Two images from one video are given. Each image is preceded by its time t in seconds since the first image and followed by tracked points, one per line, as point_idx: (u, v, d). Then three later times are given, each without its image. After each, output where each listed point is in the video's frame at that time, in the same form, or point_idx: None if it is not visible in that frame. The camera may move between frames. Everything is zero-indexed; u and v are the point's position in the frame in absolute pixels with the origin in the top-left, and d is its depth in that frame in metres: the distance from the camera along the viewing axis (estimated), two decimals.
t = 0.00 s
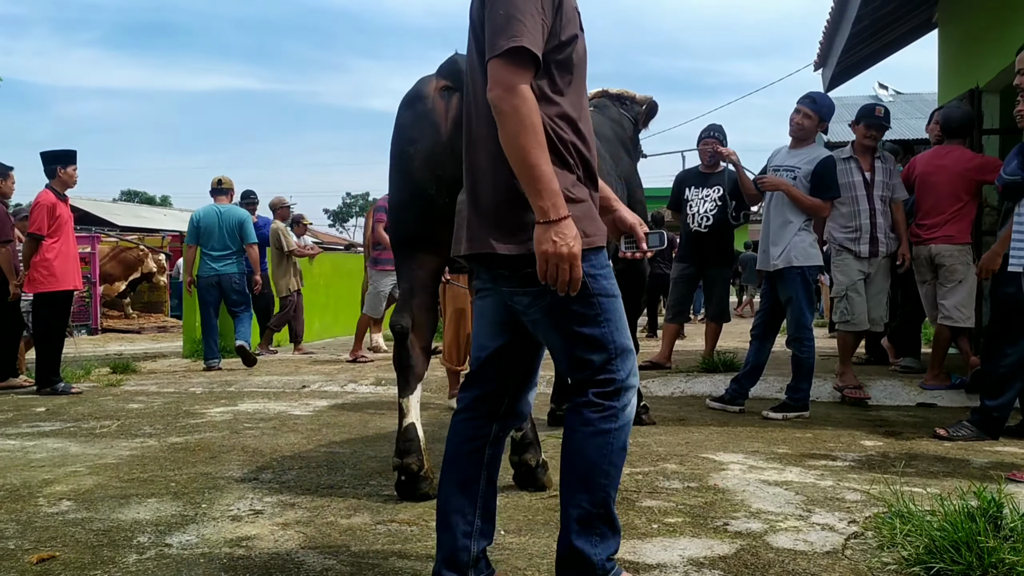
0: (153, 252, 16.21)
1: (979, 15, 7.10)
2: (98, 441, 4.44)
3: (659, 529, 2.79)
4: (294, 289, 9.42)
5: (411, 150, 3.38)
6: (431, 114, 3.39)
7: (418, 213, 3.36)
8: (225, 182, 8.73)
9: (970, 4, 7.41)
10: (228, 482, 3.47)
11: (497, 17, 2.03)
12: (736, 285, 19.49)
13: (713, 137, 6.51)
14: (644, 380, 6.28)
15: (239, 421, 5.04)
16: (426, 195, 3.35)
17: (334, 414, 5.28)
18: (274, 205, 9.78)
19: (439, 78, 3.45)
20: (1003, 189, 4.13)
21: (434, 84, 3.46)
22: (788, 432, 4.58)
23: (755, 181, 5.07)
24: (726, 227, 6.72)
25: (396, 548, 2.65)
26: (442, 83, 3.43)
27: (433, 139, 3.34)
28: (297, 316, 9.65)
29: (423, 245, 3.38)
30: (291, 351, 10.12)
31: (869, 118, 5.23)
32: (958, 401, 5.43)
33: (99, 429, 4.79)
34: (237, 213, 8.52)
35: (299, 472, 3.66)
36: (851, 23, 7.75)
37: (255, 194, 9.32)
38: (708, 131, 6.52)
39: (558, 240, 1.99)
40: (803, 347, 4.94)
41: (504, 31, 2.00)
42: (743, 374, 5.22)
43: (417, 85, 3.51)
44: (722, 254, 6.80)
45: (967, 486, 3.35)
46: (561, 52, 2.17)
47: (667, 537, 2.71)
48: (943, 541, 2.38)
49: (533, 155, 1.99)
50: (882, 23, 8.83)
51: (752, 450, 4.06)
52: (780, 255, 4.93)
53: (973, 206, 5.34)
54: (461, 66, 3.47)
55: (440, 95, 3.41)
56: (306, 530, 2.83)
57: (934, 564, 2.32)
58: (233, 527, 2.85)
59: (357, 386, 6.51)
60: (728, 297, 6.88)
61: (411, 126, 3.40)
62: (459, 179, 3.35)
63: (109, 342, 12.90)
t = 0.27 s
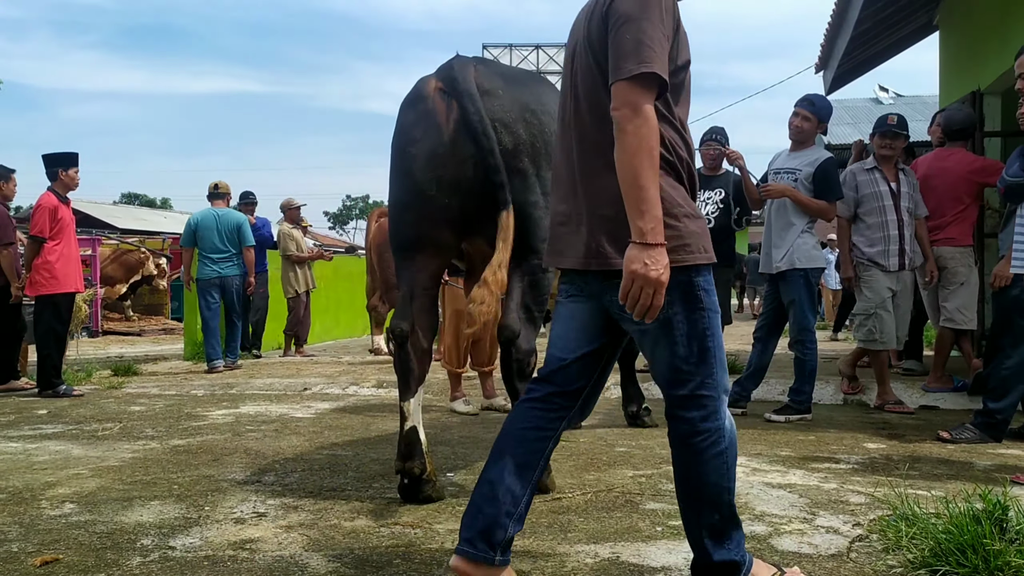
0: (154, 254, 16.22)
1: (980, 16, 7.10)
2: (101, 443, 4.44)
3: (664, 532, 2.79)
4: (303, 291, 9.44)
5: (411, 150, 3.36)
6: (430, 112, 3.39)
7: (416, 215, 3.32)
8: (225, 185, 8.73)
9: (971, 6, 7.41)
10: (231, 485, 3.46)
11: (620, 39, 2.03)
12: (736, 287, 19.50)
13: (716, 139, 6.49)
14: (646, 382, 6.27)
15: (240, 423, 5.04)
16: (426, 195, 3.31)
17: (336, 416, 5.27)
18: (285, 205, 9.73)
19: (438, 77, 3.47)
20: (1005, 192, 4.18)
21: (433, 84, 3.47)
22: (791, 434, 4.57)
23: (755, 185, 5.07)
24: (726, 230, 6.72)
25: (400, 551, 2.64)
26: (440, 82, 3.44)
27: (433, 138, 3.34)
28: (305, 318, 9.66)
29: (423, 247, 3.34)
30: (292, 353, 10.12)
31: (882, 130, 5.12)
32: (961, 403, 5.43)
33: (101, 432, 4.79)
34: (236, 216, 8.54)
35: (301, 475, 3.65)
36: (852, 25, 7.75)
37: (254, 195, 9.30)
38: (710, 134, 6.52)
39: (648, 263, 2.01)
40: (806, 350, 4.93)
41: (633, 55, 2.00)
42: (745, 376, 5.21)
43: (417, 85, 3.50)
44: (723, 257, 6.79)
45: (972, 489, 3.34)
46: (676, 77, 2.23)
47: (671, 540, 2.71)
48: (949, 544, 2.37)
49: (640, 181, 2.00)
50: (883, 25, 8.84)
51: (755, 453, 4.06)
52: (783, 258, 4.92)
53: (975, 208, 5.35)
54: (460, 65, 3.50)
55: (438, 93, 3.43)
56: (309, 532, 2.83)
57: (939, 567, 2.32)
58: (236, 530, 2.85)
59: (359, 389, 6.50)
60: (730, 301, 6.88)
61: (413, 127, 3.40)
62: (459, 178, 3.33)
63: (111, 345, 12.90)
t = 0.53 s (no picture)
0: (154, 255, 16.21)
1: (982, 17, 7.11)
2: (101, 444, 4.43)
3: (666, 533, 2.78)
4: (304, 291, 9.44)
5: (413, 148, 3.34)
6: (432, 110, 3.36)
7: (419, 213, 3.31)
8: (228, 189, 8.80)
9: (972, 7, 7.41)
10: (232, 486, 3.45)
11: (771, 36, 2.16)
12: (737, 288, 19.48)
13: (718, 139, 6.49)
14: (647, 383, 6.27)
15: (241, 423, 5.03)
16: (428, 195, 3.29)
17: (337, 416, 5.26)
18: (286, 205, 9.71)
19: (440, 74, 3.42)
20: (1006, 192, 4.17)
21: (435, 81, 3.43)
22: (793, 435, 4.57)
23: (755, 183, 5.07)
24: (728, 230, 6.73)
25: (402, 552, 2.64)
26: (443, 79, 3.39)
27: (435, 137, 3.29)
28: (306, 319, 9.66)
29: (425, 245, 3.33)
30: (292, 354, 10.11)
31: (904, 125, 4.91)
32: (963, 404, 5.43)
33: (102, 432, 4.78)
34: (240, 221, 8.62)
35: (302, 476, 3.65)
36: (854, 26, 7.75)
37: (259, 194, 9.29)
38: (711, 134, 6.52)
39: (858, 246, 2.17)
40: (807, 350, 4.93)
41: (789, 48, 2.13)
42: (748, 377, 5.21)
43: (418, 84, 3.49)
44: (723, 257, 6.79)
45: (974, 489, 3.33)
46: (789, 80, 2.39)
47: (674, 541, 2.70)
48: (952, 545, 2.37)
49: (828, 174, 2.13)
50: (885, 25, 8.84)
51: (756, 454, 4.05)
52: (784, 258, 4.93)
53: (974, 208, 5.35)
54: (463, 64, 3.44)
55: (440, 90, 3.37)
56: (311, 533, 2.82)
57: (943, 568, 2.31)
58: (238, 531, 2.84)
59: (360, 389, 6.50)
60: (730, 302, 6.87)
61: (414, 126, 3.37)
62: (462, 177, 3.29)
63: (111, 345, 12.89)
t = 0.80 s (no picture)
0: (154, 255, 16.21)
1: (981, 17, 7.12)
2: (100, 444, 4.43)
3: (666, 533, 2.77)
4: (303, 291, 9.43)
5: (406, 147, 3.34)
6: (425, 107, 3.35)
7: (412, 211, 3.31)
8: (231, 190, 8.81)
9: (971, 7, 7.42)
10: (231, 486, 3.45)
11: (847, 61, 2.29)
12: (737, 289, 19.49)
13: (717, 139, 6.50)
14: (647, 383, 6.26)
15: (240, 424, 5.03)
16: (422, 193, 3.29)
17: (336, 416, 5.26)
18: (286, 205, 9.72)
19: (433, 73, 3.41)
20: (1006, 192, 4.19)
21: (428, 79, 3.42)
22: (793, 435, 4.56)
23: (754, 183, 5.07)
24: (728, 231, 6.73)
25: (401, 552, 2.63)
26: (436, 78, 3.39)
27: (428, 135, 3.29)
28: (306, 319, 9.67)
29: (419, 243, 3.33)
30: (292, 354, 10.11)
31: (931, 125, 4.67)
32: (963, 403, 5.43)
33: (100, 432, 4.77)
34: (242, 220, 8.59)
35: (301, 475, 3.64)
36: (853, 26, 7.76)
37: (265, 194, 9.28)
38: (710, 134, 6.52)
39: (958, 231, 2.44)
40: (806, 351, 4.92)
41: (872, 69, 2.27)
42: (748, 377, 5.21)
43: (411, 82, 3.49)
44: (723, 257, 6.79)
45: (974, 489, 3.33)
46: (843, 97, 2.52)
47: (673, 541, 2.70)
48: (952, 545, 2.36)
49: (925, 181, 2.32)
50: (884, 26, 8.85)
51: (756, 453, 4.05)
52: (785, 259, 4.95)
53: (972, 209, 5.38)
54: (455, 62, 3.43)
55: (433, 88, 3.36)
56: (310, 533, 2.82)
57: (943, 567, 2.30)
58: (236, 531, 2.84)
59: (359, 389, 6.50)
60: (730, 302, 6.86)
61: (406, 125, 3.37)
62: (455, 175, 3.29)
63: (110, 346, 12.88)
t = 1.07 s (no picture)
0: (154, 256, 16.22)
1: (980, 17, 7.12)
2: (99, 444, 4.43)
3: (664, 533, 2.78)
4: (303, 291, 9.43)
5: (404, 145, 3.33)
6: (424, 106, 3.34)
7: (410, 210, 3.30)
8: (229, 193, 8.86)
9: (971, 8, 7.43)
10: (230, 486, 3.46)
11: (872, 77, 2.50)
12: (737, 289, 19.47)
13: (716, 139, 6.50)
14: (646, 383, 6.27)
15: (240, 424, 5.03)
16: (420, 191, 3.28)
17: (336, 417, 5.27)
18: (286, 205, 9.72)
19: (432, 71, 3.40)
20: (1004, 195, 4.16)
21: (427, 77, 3.41)
22: (792, 435, 4.56)
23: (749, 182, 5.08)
24: (728, 231, 6.73)
25: (399, 552, 2.64)
26: (435, 76, 3.38)
27: (426, 134, 3.28)
28: (306, 319, 9.68)
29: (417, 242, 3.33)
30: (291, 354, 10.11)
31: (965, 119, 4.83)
32: (962, 404, 5.42)
33: (100, 432, 4.78)
34: (232, 221, 8.57)
35: (301, 476, 3.65)
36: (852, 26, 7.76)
37: (268, 194, 9.27)
38: (711, 134, 6.51)
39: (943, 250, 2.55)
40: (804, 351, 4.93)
41: (886, 87, 2.48)
42: (747, 377, 5.22)
43: (410, 80, 3.48)
44: (723, 258, 6.77)
45: (972, 489, 3.33)
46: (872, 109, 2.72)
47: (672, 541, 2.70)
48: (949, 545, 2.36)
49: (923, 197, 2.51)
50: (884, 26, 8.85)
51: (755, 453, 4.05)
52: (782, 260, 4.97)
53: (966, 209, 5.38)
54: (455, 60, 3.42)
55: (433, 87, 3.35)
56: (309, 533, 2.82)
57: (940, 568, 2.30)
58: (235, 531, 2.84)
59: (359, 390, 6.50)
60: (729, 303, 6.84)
61: (405, 122, 3.35)
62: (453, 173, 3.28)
63: (110, 346, 12.88)
